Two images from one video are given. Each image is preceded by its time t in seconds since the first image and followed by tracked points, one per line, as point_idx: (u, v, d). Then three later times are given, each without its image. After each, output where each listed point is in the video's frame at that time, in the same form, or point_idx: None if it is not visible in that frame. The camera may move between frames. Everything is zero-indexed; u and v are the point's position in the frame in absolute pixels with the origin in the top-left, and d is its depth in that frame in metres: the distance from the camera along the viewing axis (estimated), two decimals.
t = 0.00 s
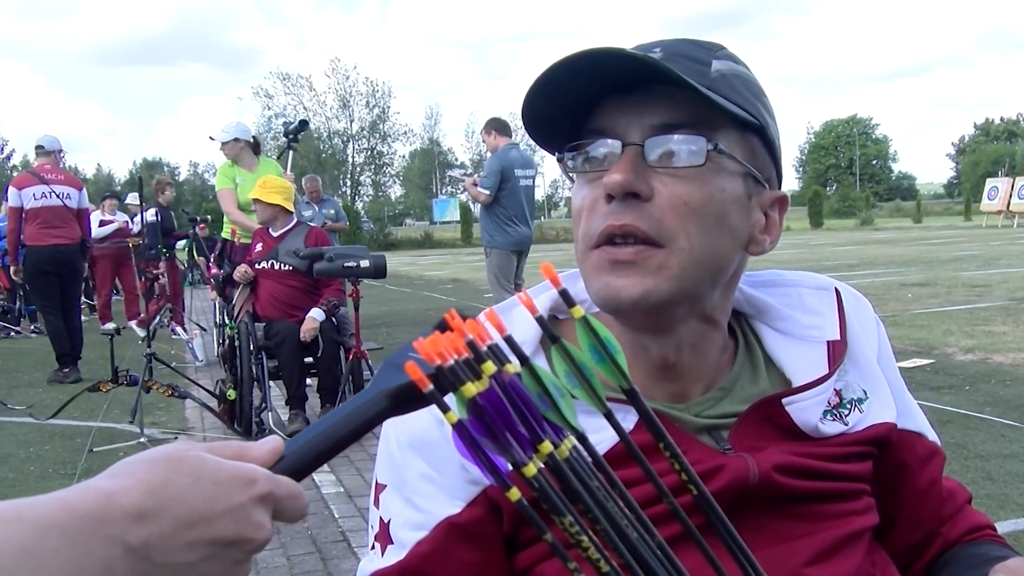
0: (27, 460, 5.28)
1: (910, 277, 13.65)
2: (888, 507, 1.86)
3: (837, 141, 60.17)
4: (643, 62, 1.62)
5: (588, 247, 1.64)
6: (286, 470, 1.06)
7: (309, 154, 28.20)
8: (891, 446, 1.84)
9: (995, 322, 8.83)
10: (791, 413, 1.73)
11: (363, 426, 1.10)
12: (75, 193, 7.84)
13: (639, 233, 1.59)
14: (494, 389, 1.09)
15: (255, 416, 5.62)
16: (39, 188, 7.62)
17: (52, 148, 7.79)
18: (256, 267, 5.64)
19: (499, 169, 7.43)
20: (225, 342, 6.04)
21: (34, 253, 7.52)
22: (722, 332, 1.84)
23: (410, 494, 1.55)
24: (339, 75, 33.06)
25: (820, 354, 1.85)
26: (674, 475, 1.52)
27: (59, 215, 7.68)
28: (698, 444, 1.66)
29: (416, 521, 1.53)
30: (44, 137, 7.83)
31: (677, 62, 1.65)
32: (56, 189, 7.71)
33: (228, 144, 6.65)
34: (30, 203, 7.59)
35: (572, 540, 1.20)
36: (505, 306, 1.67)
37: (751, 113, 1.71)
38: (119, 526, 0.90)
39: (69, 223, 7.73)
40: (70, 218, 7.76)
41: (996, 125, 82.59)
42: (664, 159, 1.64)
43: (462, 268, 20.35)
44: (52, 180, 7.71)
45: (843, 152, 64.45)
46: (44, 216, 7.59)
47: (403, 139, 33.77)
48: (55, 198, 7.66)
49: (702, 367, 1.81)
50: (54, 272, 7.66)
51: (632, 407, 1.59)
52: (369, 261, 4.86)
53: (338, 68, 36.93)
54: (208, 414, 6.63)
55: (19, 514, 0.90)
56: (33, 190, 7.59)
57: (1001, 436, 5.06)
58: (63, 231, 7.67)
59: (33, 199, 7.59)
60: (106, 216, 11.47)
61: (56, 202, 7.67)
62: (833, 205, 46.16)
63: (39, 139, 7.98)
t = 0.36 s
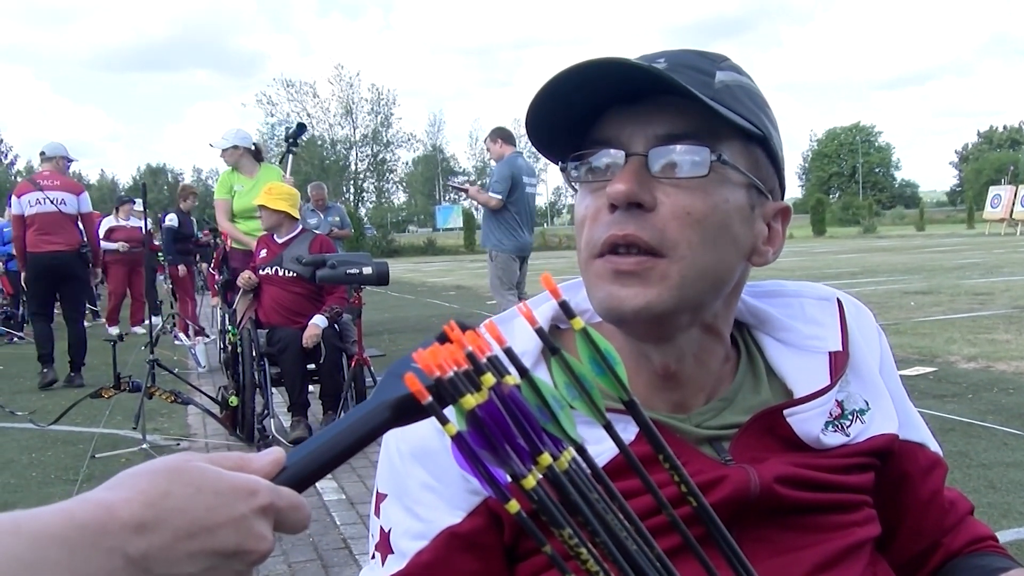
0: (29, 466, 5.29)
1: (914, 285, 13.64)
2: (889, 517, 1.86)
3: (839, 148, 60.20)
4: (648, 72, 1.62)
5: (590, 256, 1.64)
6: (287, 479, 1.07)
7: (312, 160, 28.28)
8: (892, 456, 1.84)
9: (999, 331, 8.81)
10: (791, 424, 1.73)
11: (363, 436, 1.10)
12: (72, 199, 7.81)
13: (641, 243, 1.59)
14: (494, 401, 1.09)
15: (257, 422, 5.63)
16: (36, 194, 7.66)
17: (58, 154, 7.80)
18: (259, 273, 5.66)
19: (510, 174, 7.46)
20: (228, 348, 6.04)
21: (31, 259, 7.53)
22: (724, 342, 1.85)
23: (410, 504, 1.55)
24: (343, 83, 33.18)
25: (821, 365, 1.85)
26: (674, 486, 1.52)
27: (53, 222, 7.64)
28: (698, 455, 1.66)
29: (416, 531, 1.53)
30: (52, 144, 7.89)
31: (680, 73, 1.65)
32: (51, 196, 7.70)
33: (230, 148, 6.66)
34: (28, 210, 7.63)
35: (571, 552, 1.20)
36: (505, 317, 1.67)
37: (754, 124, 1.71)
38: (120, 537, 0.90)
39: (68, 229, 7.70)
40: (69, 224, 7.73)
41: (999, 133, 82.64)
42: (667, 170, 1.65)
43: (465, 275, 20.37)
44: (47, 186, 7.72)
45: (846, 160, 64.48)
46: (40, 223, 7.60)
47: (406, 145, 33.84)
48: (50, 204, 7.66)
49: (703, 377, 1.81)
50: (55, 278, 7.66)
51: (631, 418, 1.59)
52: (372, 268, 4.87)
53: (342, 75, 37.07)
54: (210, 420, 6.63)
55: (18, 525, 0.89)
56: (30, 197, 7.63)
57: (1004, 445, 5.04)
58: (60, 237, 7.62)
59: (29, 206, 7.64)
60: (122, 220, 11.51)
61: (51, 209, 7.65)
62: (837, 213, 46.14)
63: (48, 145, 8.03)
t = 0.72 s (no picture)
0: (29, 468, 5.29)
1: (914, 287, 13.64)
2: (889, 519, 1.86)
3: (840, 151, 60.15)
4: (646, 75, 1.63)
5: (589, 258, 1.64)
6: (291, 484, 1.08)
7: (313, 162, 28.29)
8: (892, 458, 1.85)
9: (999, 333, 8.81)
10: (790, 426, 1.73)
11: (363, 440, 1.10)
12: (57, 200, 7.68)
13: (639, 246, 1.59)
14: (492, 404, 1.10)
15: (257, 424, 5.63)
16: (23, 198, 7.66)
17: (51, 156, 7.73)
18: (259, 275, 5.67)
19: (514, 173, 7.46)
20: (229, 350, 6.04)
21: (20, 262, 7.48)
22: (723, 344, 1.85)
23: (411, 506, 1.55)
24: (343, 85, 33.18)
25: (820, 367, 1.85)
26: (672, 488, 1.52)
27: (41, 224, 7.59)
28: (697, 457, 1.66)
29: (417, 533, 1.53)
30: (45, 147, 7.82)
31: (678, 75, 1.66)
32: (36, 199, 7.62)
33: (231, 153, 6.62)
34: (18, 213, 7.65)
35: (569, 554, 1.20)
36: (504, 319, 1.68)
37: (752, 126, 1.72)
38: (121, 540, 0.90)
39: (55, 232, 7.63)
40: (56, 227, 7.66)
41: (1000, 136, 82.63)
42: (665, 172, 1.65)
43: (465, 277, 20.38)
44: (32, 189, 7.64)
45: (847, 162, 64.49)
46: (29, 226, 7.57)
47: (407, 147, 33.86)
48: (35, 207, 7.59)
49: (703, 380, 1.81)
50: (49, 282, 7.61)
51: (630, 420, 1.60)
52: (372, 270, 4.87)
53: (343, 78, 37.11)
54: (211, 422, 6.64)
55: (19, 528, 0.89)
56: (17, 200, 7.64)
57: (1004, 448, 5.04)
58: (48, 239, 7.55)
59: (18, 208, 7.65)
60: (127, 221, 11.53)
61: (35, 211, 7.58)
62: (837, 215, 46.14)
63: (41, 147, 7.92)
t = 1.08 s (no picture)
0: (31, 470, 5.29)
1: (916, 289, 13.63)
2: (890, 522, 1.86)
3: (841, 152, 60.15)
4: (646, 78, 1.63)
5: (590, 261, 1.64)
6: (293, 488, 1.08)
7: (314, 164, 28.29)
8: (893, 461, 1.84)
9: (1001, 335, 8.80)
10: (791, 429, 1.73)
11: (366, 445, 1.11)
12: (49, 202, 7.66)
13: (640, 248, 1.59)
14: (493, 406, 1.10)
15: (258, 426, 5.63)
16: (16, 200, 7.67)
17: (45, 159, 7.72)
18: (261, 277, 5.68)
19: (512, 176, 7.47)
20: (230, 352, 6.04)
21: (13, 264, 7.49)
22: (724, 347, 1.85)
23: (412, 509, 1.55)
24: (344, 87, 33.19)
25: (821, 370, 1.85)
26: (673, 491, 1.53)
27: (33, 226, 7.60)
28: (698, 460, 1.66)
29: (418, 535, 1.53)
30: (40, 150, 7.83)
31: (678, 77, 1.66)
32: (28, 201, 7.62)
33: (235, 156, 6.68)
34: (12, 215, 7.68)
35: (571, 557, 1.20)
36: (505, 323, 1.68)
37: (752, 128, 1.72)
38: (129, 546, 0.90)
39: (47, 233, 7.63)
40: (48, 229, 7.66)
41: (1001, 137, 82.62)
42: (666, 175, 1.65)
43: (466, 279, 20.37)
44: (25, 192, 7.63)
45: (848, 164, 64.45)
46: (22, 228, 7.60)
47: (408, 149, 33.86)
48: (27, 208, 7.59)
49: (704, 383, 1.81)
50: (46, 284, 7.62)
51: (632, 424, 1.60)
52: (373, 271, 4.88)
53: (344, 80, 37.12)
54: (212, 424, 6.64)
55: (24, 534, 0.89)
56: (10, 203, 7.66)
57: (1006, 449, 5.03)
58: (40, 241, 7.56)
59: (12, 211, 7.69)
60: (131, 223, 11.56)
61: (28, 214, 7.59)
62: (838, 217, 46.11)
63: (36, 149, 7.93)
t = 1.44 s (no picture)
0: (33, 469, 5.29)
1: (918, 289, 13.63)
2: (892, 521, 1.86)
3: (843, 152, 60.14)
4: (648, 78, 1.63)
5: (594, 261, 1.64)
6: (294, 483, 1.08)
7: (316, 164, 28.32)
8: (897, 460, 1.84)
9: (1003, 335, 8.80)
10: (795, 428, 1.73)
11: (369, 441, 1.11)
12: (51, 202, 7.67)
13: (644, 247, 1.60)
14: (498, 403, 1.10)
15: (260, 425, 5.63)
16: (18, 199, 7.65)
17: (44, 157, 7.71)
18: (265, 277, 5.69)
19: (493, 181, 7.53)
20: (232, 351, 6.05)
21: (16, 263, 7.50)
22: (728, 346, 1.85)
23: (415, 507, 1.56)
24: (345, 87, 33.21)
25: (824, 369, 1.85)
26: (676, 488, 1.53)
27: (35, 226, 7.60)
28: (701, 458, 1.66)
29: (421, 534, 1.53)
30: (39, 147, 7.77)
31: (681, 77, 1.66)
32: (30, 200, 7.61)
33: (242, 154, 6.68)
34: (13, 215, 7.67)
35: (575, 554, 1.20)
36: (509, 321, 1.68)
37: (755, 128, 1.72)
38: (129, 541, 0.91)
39: (49, 233, 7.64)
40: (49, 229, 7.67)
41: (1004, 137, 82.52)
42: (669, 173, 1.66)
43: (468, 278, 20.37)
44: (27, 191, 7.61)
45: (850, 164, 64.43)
46: (22, 227, 7.59)
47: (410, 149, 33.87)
48: (29, 208, 7.59)
49: (707, 382, 1.81)
50: (49, 283, 7.63)
51: (636, 422, 1.60)
52: (375, 270, 4.88)
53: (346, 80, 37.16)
54: (214, 423, 6.65)
55: (25, 528, 0.89)
56: (12, 202, 7.64)
57: (1008, 449, 5.03)
58: (42, 241, 7.57)
59: (14, 210, 7.67)
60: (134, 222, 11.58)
61: (30, 213, 7.60)
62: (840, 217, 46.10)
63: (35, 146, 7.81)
